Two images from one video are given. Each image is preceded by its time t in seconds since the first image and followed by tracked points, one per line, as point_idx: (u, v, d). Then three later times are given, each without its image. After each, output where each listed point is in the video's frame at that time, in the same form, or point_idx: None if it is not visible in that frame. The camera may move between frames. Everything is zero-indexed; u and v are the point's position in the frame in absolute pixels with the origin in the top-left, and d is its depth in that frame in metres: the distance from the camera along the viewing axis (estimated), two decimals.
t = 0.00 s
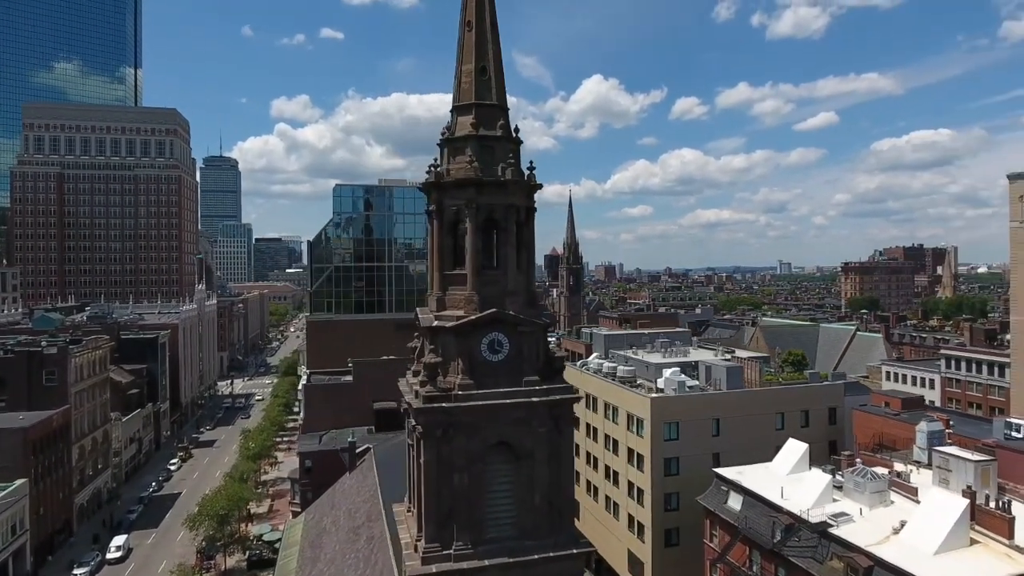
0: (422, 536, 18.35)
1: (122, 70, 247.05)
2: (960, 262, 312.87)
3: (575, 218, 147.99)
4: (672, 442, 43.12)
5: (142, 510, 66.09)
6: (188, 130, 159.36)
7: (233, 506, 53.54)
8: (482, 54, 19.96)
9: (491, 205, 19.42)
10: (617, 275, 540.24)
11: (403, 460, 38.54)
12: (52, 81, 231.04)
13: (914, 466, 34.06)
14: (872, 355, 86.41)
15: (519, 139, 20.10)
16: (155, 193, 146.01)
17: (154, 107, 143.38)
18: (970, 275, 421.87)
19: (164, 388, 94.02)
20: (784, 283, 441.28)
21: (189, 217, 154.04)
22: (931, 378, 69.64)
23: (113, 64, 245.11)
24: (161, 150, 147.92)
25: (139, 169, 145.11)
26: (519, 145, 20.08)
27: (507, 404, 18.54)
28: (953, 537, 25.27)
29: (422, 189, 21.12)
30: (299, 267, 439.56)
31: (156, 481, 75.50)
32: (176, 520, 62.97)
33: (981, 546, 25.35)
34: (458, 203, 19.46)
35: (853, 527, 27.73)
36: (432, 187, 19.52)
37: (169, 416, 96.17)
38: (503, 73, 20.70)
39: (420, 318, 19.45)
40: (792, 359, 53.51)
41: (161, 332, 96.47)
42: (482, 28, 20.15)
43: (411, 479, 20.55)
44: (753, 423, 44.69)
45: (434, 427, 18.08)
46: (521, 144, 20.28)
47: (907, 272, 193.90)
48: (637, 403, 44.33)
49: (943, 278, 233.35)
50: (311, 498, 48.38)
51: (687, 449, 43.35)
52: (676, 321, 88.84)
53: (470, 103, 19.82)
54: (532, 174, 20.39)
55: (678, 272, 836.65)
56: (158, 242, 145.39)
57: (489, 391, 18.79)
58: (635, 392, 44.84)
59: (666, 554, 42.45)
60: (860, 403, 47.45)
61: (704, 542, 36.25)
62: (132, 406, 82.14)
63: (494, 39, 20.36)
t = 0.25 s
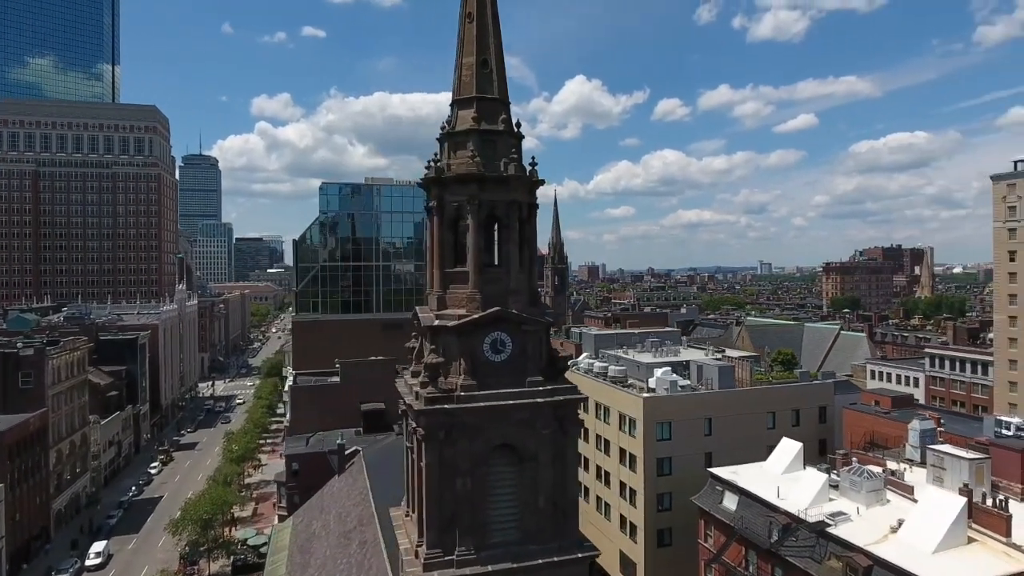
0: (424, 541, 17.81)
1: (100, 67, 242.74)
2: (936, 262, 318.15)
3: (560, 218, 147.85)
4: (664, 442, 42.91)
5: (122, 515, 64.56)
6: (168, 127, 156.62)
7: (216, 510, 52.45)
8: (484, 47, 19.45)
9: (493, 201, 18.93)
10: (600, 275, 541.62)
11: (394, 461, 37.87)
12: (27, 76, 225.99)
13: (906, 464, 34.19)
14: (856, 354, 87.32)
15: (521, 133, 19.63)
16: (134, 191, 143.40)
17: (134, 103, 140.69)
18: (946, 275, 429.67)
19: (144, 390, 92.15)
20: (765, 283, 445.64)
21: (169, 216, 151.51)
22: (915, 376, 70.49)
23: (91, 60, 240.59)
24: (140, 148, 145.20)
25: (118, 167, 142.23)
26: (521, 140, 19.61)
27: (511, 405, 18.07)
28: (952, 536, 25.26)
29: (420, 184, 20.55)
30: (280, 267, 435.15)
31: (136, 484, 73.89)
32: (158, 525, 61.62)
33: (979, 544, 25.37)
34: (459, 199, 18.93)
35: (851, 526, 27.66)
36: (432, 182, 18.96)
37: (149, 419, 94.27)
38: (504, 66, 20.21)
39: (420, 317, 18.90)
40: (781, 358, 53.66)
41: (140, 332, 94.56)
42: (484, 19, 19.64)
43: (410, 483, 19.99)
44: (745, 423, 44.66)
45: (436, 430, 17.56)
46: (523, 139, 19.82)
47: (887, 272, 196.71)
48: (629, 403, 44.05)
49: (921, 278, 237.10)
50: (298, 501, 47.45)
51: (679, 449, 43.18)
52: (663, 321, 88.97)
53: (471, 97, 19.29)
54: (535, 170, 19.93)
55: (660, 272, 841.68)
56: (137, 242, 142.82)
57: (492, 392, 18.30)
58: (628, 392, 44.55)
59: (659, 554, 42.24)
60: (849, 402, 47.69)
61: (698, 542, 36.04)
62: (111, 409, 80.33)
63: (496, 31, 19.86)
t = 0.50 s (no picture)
0: (426, 546, 17.28)
1: (74, 62, 237.82)
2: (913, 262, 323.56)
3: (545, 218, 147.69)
4: (656, 441, 42.71)
5: (100, 521, 62.99)
6: (146, 124, 153.72)
7: (198, 514, 51.27)
8: (485, 39, 18.98)
9: (495, 196, 18.45)
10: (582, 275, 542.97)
11: (385, 464, 37.18)
12: None
13: (898, 462, 34.32)
14: (839, 353, 88.15)
15: (523, 127, 19.17)
16: (111, 189, 140.83)
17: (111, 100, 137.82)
18: (921, 275, 437.32)
19: (122, 392, 90.19)
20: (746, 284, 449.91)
21: (146, 214, 148.98)
22: (899, 374, 71.34)
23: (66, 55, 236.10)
24: (117, 145, 142.43)
25: (94, 164, 139.21)
26: (523, 134, 19.15)
27: (515, 406, 17.61)
28: (949, 533, 25.30)
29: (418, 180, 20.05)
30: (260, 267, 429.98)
31: (114, 489, 72.18)
32: (137, 530, 60.18)
33: (975, 541, 25.43)
34: (461, 194, 18.42)
35: (848, 525, 27.63)
36: (432, 177, 18.44)
37: (127, 422, 92.30)
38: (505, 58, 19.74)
39: (420, 316, 18.35)
40: (770, 357, 53.83)
41: (119, 333, 92.57)
42: (485, 11, 19.18)
43: (410, 487, 19.45)
44: (736, 422, 44.62)
45: (438, 431, 17.04)
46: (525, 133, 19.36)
47: (866, 272, 199.52)
48: (621, 403, 43.80)
49: (898, 278, 240.81)
50: (284, 504, 46.44)
51: (671, 449, 43.02)
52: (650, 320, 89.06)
53: (472, 89, 18.79)
54: (537, 165, 19.49)
55: (642, 272, 846.34)
56: (115, 241, 140.29)
57: (494, 392, 17.81)
58: (619, 391, 44.29)
59: (651, 554, 42.02)
60: (838, 400, 47.95)
61: (692, 542, 35.85)
62: (88, 412, 78.44)
63: (497, 23, 19.39)
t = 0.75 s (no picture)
0: (426, 552, 16.79)
1: (45, 57, 232.64)
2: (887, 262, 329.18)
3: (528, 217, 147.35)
4: (646, 441, 42.55)
5: (75, 527, 61.26)
6: (120, 120, 150.29)
7: (178, 519, 50.04)
8: (486, 30, 18.50)
9: (496, 192, 17.99)
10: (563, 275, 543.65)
11: (374, 467, 36.49)
12: None
13: (888, 459, 34.48)
14: (821, 351, 89.10)
15: (524, 121, 18.74)
16: (85, 187, 137.44)
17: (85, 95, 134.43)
18: (894, 274, 445.46)
19: (97, 394, 88.02)
20: (724, 284, 454.12)
21: (121, 212, 145.72)
22: (880, 372, 72.33)
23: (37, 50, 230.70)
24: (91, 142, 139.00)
25: (67, 161, 135.82)
26: (524, 128, 18.72)
27: (518, 407, 17.18)
28: (944, 530, 25.38)
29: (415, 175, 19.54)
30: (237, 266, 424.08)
31: (89, 494, 70.32)
32: (114, 536, 58.62)
33: (969, 538, 25.52)
34: (461, 189, 17.94)
35: (843, 523, 27.62)
36: (432, 171, 17.93)
37: (102, 424, 90.08)
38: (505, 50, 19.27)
39: (420, 314, 17.83)
40: (757, 355, 54.05)
41: (93, 334, 90.39)
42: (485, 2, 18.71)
43: (408, 490, 18.94)
44: (725, 420, 44.65)
45: (440, 434, 16.54)
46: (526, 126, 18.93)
47: (843, 271, 202.36)
48: (610, 402, 43.55)
49: (875, 278, 244.68)
50: (268, 508, 45.43)
51: (661, 448, 42.88)
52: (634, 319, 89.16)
53: (473, 82, 18.32)
54: (537, 160, 19.08)
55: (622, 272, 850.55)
56: (89, 239, 137.08)
57: (496, 393, 17.36)
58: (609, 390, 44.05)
59: (641, 554, 41.83)
60: (824, 398, 48.25)
61: (684, 541, 35.70)
62: (61, 415, 76.37)
63: (497, 14, 18.93)
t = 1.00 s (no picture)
0: (427, 557, 16.27)
1: (14, 51, 226.39)
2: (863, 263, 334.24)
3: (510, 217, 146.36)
4: (636, 440, 42.38)
5: (49, 533, 59.46)
6: (94, 115, 146.59)
7: (157, 525, 48.76)
8: (487, 22, 18.03)
9: (498, 186, 17.53)
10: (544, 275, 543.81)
11: (362, 470, 35.82)
12: None
13: (878, 457, 34.67)
14: (803, 350, 89.94)
15: (524, 114, 18.31)
16: (57, 184, 133.88)
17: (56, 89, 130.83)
18: (869, 275, 452.99)
19: (70, 397, 85.68)
20: (703, 283, 457.92)
21: (94, 210, 142.24)
22: (861, 371, 73.27)
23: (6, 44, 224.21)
24: (63, 138, 135.39)
25: (38, 157, 132.20)
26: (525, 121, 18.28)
27: (522, 407, 16.74)
28: (938, 527, 25.49)
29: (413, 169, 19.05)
30: (213, 266, 417.23)
31: (63, 499, 68.36)
32: (90, 542, 57.04)
33: (962, 534, 25.66)
34: (462, 183, 17.45)
35: (837, 521, 27.65)
36: (432, 165, 17.43)
37: (76, 428, 87.79)
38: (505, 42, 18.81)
39: (419, 313, 17.34)
40: (744, 354, 54.23)
41: (67, 334, 88.08)
42: None
43: (406, 494, 18.39)
44: (713, 419, 44.64)
45: (441, 436, 16.04)
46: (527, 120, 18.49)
47: (821, 271, 204.96)
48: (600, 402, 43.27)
49: (851, 279, 248.27)
50: (252, 512, 44.44)
51: (651, 448, 42.73)
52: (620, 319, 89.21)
53: (473, 74, 17.84)
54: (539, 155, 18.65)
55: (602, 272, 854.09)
56: (61, 238, 133.63)
57: (499, 393, 16.89)
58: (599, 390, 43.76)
59: (631, 555, 41.58)
60: (811, 397, 48.52)
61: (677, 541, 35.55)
62: (34, 418, 74.19)
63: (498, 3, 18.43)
